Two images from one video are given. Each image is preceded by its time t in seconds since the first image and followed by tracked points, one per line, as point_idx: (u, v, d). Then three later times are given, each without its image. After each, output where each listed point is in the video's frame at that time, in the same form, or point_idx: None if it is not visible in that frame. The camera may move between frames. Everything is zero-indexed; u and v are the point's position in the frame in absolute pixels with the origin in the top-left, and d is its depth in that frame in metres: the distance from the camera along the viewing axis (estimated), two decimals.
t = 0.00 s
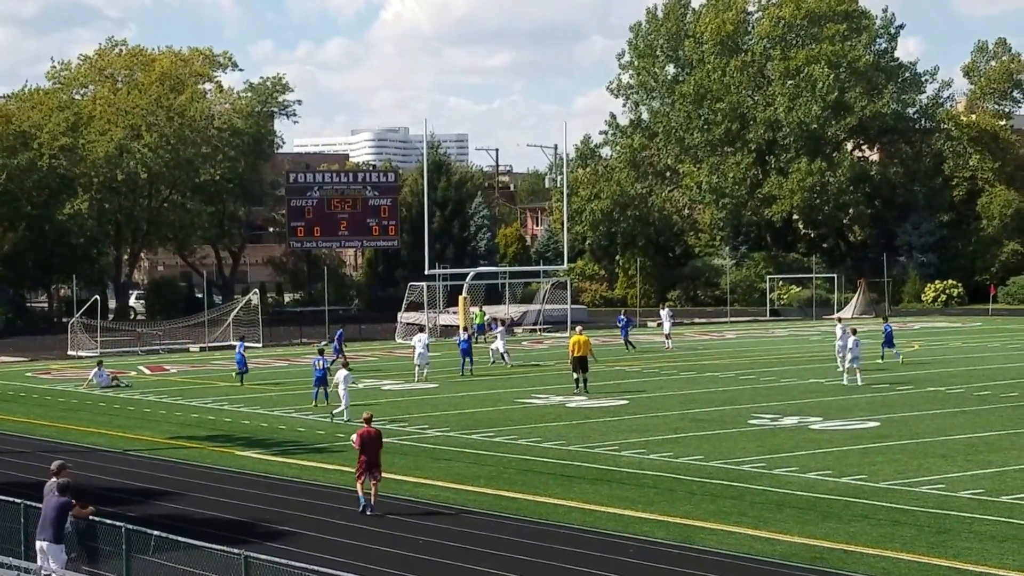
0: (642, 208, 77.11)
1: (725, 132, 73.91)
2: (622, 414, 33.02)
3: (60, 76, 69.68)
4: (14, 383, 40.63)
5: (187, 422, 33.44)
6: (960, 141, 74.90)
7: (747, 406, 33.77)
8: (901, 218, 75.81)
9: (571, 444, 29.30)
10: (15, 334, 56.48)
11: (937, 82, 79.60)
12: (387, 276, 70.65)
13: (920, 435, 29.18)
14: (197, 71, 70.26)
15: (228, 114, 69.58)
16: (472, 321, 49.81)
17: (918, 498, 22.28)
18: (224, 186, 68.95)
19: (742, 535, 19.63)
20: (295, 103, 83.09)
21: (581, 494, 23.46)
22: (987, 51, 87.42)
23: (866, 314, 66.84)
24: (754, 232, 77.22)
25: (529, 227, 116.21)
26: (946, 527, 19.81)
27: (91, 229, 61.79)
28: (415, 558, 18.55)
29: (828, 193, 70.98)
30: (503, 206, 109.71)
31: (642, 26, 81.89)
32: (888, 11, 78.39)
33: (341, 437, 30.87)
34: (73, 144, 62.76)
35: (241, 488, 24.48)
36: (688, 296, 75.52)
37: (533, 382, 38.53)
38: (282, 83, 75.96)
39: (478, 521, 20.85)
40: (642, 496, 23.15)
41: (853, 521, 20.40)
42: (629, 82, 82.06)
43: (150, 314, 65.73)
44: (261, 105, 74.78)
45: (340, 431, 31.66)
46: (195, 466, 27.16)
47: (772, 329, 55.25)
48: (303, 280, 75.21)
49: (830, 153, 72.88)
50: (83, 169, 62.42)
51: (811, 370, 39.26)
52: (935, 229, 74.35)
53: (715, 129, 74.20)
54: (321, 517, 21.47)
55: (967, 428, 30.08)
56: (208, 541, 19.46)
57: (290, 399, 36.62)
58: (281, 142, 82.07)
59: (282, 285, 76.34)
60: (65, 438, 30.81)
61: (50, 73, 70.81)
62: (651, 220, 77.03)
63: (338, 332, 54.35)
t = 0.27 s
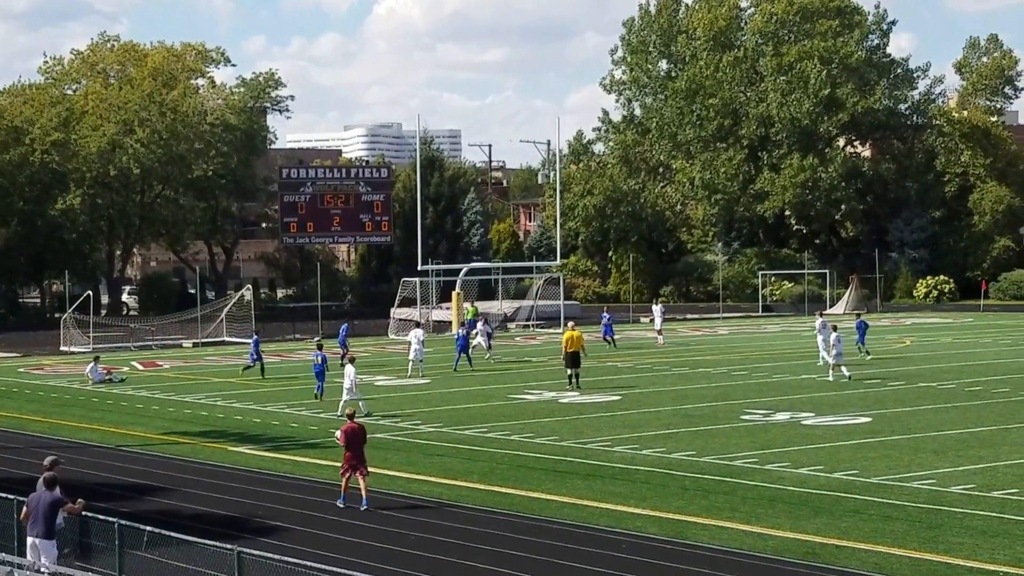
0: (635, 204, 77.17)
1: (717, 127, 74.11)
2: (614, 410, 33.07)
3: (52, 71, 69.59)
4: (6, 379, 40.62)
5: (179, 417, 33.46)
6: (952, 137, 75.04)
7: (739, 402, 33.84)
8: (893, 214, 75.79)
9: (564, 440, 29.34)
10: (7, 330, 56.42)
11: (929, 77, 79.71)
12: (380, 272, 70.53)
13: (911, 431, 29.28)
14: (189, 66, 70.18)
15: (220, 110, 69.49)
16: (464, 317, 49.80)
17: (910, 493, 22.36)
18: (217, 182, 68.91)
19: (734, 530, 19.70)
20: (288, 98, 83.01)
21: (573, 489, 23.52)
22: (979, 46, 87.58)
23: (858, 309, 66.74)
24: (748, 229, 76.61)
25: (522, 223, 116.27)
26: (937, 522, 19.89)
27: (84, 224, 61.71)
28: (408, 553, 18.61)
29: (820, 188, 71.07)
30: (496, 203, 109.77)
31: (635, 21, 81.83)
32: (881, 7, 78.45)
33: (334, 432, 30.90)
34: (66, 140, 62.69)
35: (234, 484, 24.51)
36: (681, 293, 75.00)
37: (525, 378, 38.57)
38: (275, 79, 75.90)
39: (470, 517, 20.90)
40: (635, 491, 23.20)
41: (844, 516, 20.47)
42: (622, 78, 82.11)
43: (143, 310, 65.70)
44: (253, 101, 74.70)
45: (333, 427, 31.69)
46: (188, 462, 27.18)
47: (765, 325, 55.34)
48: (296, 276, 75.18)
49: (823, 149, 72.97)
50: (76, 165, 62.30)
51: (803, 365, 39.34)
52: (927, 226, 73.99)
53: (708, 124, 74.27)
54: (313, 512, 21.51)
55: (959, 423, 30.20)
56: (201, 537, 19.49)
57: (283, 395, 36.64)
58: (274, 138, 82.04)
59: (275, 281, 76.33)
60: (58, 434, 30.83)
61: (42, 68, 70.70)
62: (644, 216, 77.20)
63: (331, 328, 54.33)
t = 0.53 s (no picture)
0: (627, 201, 77.32)
1: (709, 123, 74.43)
2: (606, 406, 33.12)
3: (44, 67, 69.45)
4: None
5: (170, 413, 33.46)
6: (943, 134, 75.38)
7: (730, 398, 33.91)
8: (884, 211, 76.06)
9: (555, 436, 29.39)
10: None
11: (919, 74, 79.82)
12: (371, 268, 70.20)
13: (901, 427, 29.38)
14: (181, 62, 70.01)
15: (212, 106, 69.25)
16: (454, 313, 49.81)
17: (900, 489, 22.46)
18: (209, 178, 68.83)
19: (725, 526, 19.76)
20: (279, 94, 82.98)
21: (565, 486, 23.57)
22: (969, 44, 87.80)
23: (849, 305, 67.02)
24: (737, 225, 77.64)
25: (513, 220, 116.32)
26: (928, 518, 19.97)
27: (75, 220, 61.58)
28: (400, 549, 18.65)
29: (811, 185, 71.15)
30: (488, 199, 109.86)
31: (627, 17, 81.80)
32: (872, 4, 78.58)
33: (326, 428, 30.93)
34: (57, 136, 62.56)
35: (226, 480, 24.53)
36: (672, 289, 74.46)
37: (517, 374, 38.63)
38: (266, 75, 75.82)
39: (461, 513, 20.94)
40: (626, 487, 23.26)
41: (835, 512, 20.55)
42: (614, 74, 82.21)
43: (134, 307, 65.62)
44: (244, 96, 74.54)
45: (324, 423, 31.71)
46: (179, 458, 27.18)
47: (756, 321, 55.45)
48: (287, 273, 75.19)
49: (814, 146, 73.00)
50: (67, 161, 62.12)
51: (794, 361, 39.44)
52: (918, 222, 74.58)
53: (699, 121, 74.72)
54: (304, 508, 21.53)
55: (949, 419, 30.31)
56: (193, 533, 19.51)
57: (275, 391, 36.65)
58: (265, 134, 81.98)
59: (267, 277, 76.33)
60: (49, 430, 30.82)
61: (33, 63, 70.51)
62: (636, 213, 77.07)
63: (322, 324, 54.27)
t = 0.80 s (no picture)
0: (616, 197, 77.30)
1: (698, 121, 73.96)
2: (596, 402, 33.18)
3: (35, 63, 69.41)
4: None
5: (160, 410, 33.45)
6: (932, 131, 75.60)
7: (720, 395, 33.99)
8: (874, 208, 76.01)
9: (546, 433, 29.45)
10: None
11: (909, 71, 79.91)
12: (362, 265, 70.38)
13: (891, 424, 29.47)
14: (171, 59, 69.91)
15: (202, 102, 69.16)
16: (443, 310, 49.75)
17: (890, 485, 22.53)
18: (199, 175, 68.86)
19: (715, 523, 19.82)
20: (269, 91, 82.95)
21: (555, 482, 23.62)
22: (958, 41, 87.92)
23: (839, 302, 67.30)
24: (728, 222, 77.50)
25: (504, 216, 116.42)
26: (918, 515, 20.02)
27: (65, 217, 61.55)
28: (390, 545, 18.69)
29: (801, 181, 71.24)
30: (478, 196, 109.92)
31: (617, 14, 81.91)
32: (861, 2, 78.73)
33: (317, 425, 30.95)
34: (47, 132, 62.55)
35: (216, 476, 24.57)
36: (661, 285, 74.86)
37: (507, 370, 38.69)
38: (256, 71, 75.77)
39: (453, 509, 20.99)
40: (616, 484, 23.32)
41: (825, 509, 20.61)
42: (604, 71, 82.27)
43: (125, 303, 65.60)
44: (235, 93, 74.48)
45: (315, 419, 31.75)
46: (170, 454, 27.21)
47: (746, 318, 55.56)
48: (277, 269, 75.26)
49: (804, 143, 73.16)
50: (57, 157, 62.08)
51: (783, 358, 39.53)
52: (907, 219, 74.62)
53: (689, 117, 74.35)
54: (295, 505, 21.58)
55: (938, 416, 30.41)
56: (183, 529, 19.53)
57: (265, 387, 36.66)
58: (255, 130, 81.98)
59: (257, 274, 76.38)
60: (39, 427, 30.81)
61: (24, 59, 70.45)
62: (626, 209, 77.34)
63: (312, 320, 54.28)
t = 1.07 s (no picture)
0: (605, 194, 77.30)
1: (687, 118, 74.08)
2: (585, 399, 33.22)
3: (24, 59, 69.34)
4: None
5: (150, 406, 33.46)
6: (921, 128, 75.86)
7: (709, 391, 34.02)
8: (863, 205, 75.94)
9: (534, 429, 29.48)
10: None
11: (898, 69, 79.99)
12: (351, 261, 70.50)
13: (879, 420, 29.52)
14: (160, 55, 69.89)
15: (191, 98, 69.26)
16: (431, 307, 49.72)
17: (879, 482, 22.57)
18: (188, 171, 68.96)
19: (703, 519, 19.84)
20: (259, 88, 82.94)
21: (544, 479, 23.64)
22: (947, 39, 87.97)
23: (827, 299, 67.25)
24: (717, 218, 77.11)
25: (494, 213, 116.53)
26: (906, 511, 20.06)
27: (54, 214, 61.51)
28: (378, 542, 18.70)
29: (789, 178, 71.37)
30: (467, 193, 110.02)
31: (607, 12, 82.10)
32: None
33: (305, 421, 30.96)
34: (36, 128, 62.47)
35: (204, 472, 24.57)
36: (650, 282, 74.80)
37: (496, 367, 38.72)
38: (246, 68, 75.77)
39: (441, 505, 21.02)
40: (604, 480, 23.35)
41: (814, 506, 20.65)
42: (593, 68, 82.34)
43: (114, 300, 65.58)
44: (224, 90, 74.48)
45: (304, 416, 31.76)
46: (158, 451, 27.21)
47: (736, 315, 55.61)
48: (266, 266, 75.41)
49: (792, 140, 73.21)
50: (46, 154, 62.02)
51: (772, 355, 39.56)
52: (896, 216, 74.52)
53: (677, 115, 74.46)
54: (283, 501, 21.59)
55: (925, 412, 30.45)
56: (171, 526, 19.54)
57: (255, 384, 36.67)
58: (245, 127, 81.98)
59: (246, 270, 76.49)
60: (28, 423, 30.81)
61: (13, 56, 70.40)
62: (614, 206, 77.31)
63: (302, 317, 54.31)
